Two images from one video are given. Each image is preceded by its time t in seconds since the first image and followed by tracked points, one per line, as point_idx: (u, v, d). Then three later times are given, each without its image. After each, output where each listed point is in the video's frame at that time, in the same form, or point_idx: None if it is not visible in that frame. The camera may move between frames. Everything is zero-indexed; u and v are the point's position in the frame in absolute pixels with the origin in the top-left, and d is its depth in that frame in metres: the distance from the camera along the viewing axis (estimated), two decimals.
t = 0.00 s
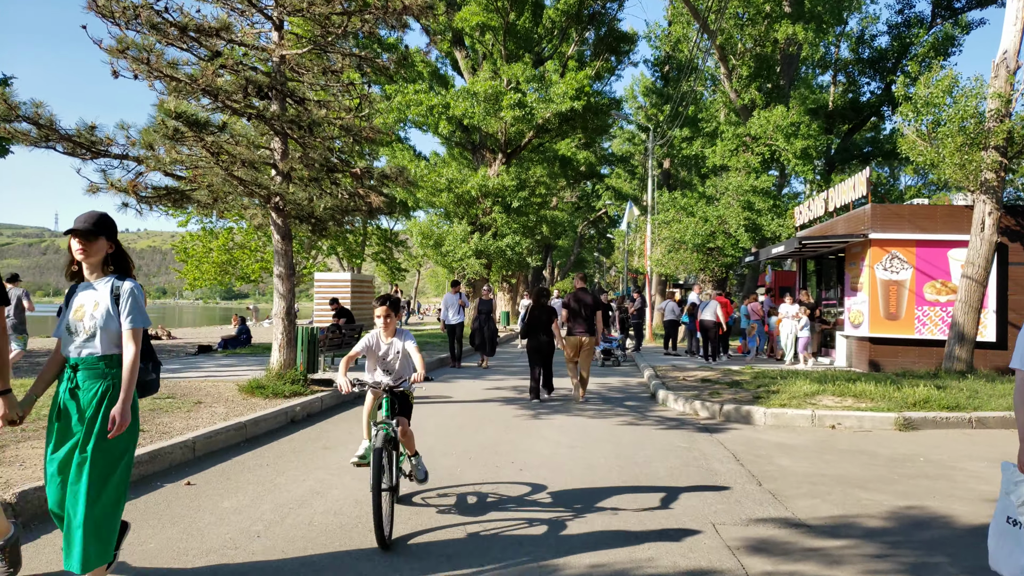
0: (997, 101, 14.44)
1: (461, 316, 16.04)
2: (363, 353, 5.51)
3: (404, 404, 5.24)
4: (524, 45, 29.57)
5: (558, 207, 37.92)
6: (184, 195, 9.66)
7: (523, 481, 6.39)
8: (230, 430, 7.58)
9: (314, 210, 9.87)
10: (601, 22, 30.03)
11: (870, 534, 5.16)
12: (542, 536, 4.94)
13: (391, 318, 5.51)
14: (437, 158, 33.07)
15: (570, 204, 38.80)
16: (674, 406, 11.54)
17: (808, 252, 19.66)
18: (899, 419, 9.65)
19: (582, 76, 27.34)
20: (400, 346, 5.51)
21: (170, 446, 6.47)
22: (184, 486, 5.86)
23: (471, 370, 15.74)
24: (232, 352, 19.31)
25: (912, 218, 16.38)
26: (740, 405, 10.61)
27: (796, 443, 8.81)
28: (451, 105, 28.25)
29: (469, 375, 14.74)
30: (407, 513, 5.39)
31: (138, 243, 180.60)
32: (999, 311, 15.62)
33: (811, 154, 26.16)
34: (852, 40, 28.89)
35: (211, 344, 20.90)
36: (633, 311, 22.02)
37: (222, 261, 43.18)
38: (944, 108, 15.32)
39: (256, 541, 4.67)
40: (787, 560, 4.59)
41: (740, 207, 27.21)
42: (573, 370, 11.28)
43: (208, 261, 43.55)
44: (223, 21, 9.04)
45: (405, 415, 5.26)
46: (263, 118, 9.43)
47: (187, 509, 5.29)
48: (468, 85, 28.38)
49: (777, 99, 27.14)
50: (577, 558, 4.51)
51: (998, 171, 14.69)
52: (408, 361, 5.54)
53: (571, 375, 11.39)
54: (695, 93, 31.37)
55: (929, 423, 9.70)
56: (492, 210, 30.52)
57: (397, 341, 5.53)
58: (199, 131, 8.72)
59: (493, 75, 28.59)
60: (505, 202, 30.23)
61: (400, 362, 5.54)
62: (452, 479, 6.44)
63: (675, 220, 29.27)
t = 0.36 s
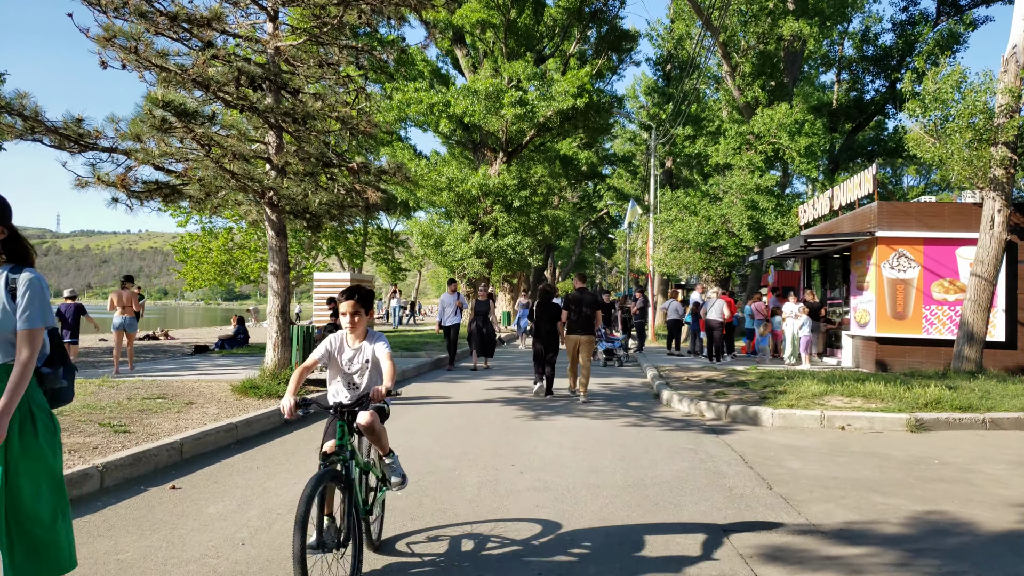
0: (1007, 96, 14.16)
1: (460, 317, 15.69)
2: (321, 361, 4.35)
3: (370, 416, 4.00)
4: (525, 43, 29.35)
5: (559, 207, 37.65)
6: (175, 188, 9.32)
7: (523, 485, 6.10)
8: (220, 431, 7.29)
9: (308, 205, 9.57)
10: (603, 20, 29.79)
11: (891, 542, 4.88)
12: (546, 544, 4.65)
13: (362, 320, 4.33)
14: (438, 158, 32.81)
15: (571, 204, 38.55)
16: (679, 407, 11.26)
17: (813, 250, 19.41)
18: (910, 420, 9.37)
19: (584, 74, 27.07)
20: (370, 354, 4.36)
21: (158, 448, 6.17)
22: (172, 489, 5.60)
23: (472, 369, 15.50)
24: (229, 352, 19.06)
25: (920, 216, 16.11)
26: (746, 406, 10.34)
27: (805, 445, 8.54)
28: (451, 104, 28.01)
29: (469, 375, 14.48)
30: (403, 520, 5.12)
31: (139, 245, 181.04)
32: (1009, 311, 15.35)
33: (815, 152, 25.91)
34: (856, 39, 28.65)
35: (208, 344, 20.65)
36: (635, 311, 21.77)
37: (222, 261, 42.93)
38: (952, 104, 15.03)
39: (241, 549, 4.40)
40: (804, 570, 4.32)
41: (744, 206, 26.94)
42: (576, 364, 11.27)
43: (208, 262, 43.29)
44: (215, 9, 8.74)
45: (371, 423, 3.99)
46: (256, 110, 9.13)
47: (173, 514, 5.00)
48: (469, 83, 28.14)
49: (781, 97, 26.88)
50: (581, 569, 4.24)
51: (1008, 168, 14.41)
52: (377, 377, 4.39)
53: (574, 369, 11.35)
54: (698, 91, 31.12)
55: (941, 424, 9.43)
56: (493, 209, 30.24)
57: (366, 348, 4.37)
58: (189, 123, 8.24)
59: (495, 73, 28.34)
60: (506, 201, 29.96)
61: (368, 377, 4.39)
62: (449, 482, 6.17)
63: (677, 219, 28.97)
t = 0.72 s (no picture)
0: (1014, 96, 13.82)
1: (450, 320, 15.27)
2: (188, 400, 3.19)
3: (239, 483, 2.82)
4: (524, 43, 29.09)
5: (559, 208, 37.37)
6: (157, 191, 9.04)
7: (512, 502, 5.80)
8: (197, 444, 6.98)
9: (296, 208, 9.30)
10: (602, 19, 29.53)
11: (902, 565, 4.58)
12: (533, 569, 4.35)
13: (251, 341, 3.19)
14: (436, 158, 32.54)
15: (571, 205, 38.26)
16: (678, 415, 10.95)
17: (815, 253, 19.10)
18: (916, 430, 9.07)
19: (583, 73, 26.77)
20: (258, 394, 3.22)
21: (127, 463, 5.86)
22: (140, 508, 5.30)
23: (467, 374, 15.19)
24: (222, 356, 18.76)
25: (925, 217, 15.80)
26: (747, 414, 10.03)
27: (809, 456, 8.23)
28: (449, 104, 27.73)
29: (464, 381, 14.18)
30: (382, 540, 4.82)
31: (139, 246, 181.14)
32: (1016, 315, 15.04)
33: (816, 153, 25.62)
34: (858, 38, 28.37)
35: (200, 348, 20.36)
36: (634, 314, 21.44)
37: (219, 263, 42.63)
38: (958, 103, 14.70)
39: None
40: None
41: (745, 207, 26.65)
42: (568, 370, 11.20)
43: (205, 264, 42.96)
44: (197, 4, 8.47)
45: (237, 496, 2.80)
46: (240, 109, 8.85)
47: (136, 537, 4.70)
48: (467, 83, 27.88)
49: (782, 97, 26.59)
50: None
51: (1015, 169, 13.99)
52: (267, 426, 3.27)
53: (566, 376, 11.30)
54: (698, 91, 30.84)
55: (948, 433, 9.12)
56: (491, 211, 29.94)
57: (256, 384, 3.25)
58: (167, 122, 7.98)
59: (493, 73, 28.07)
60: (505, 203, 29.67)
61: (255, 424, 3.26)
62: (435, 498, 5.87)
63: (677, 220, 28.67)
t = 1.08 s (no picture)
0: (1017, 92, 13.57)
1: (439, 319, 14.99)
2: None
3: None
4: (522, 41, 28.88)
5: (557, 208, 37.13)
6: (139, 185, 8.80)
7: (500, 507, 5.55)
8: (176, 445, 6.73)
9: (282, 202, 9.06)
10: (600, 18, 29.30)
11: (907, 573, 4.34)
12: None
13: None
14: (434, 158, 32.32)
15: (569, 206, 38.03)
16: (676, 416, 10.70)
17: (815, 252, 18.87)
18: (921, 431, 8.82)
19: (581, 72, 26.53)
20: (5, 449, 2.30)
21: (99, 466, 5.63)
22: (109, 513, 5.06)
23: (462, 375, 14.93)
24: (215, 356, 18.49)
25: (926, 215, 15.58)
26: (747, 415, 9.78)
27: (810, 458, 7.98)
28: (447, 103, 27.52)
29: (459, 382, 13.91)
30: (361, 547, 4.58)
31: (138, 248, 181.11)
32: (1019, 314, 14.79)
33: (816, 152, 25.39)
34: (858, 37, 28.15)
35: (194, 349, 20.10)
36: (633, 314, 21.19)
37: (217, 264, 42.36)
38: (960, 99, 14.45)
39: None
40: None
41: (745, 206, 26.43)
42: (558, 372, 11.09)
43: (202, 265, 42.67)
44: None
45: None
46: (223, 99, 8.62)
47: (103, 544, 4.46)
48: (464, 82, 27.67)
49: (782, 96, 26.37)
50: None
51: (1019, 167, 13.63)
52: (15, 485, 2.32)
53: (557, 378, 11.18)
54: (697, 91, 30.63)
55: (953, 435, 8.87)
56: (489, 211, 29.68)
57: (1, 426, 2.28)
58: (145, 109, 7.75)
59: (491, 71, 27.85)
60: (503, 202, 29.44)
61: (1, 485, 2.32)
62: (420, 502, 5.62)
63: (677, 220, 28.42)
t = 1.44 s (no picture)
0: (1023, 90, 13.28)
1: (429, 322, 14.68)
2: None
3: None
4: (521, 41, 28.62)
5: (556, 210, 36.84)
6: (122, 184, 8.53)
7: (490, 522, 5.26)
8: (154, 455, 6.45)
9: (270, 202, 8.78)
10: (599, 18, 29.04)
11: None
12: None
13: None
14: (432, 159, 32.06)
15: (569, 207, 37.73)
16: (676, 423, 10.40)
17: (817, 254, 18.58)
18: (928, 439, 8.54)
19: (581, 72, 26.25)
20: None
21: (67, 480, 5.34)
22: (74, 532, 4.78)
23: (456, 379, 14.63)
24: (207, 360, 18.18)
25: (930, 216, 15.32)
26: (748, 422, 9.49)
27: (814, 467, 7.69)
28: (444, 103, 27.27)
29: (453, 386, 13.61)
30: (338, 568, 4.30)
31: (138, 249, 180.91)
32: None
33: (817, 153, 25.13)
34: (860, 36, 27.88)
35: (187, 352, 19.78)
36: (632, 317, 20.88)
37: (215, 266, 42.06)
38: (965, 97, 14.16)
39: None
40: None
41: (745, 207, 26.14)
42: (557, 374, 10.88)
43: (199, 266, 42.36)
44: None
45: None
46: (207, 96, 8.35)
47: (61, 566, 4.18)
48: (462, 81, 27.40)
49: (782, 96, 26.10)
50: None
51: None
52: None
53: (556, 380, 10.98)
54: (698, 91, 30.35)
55: (962, 443, 8.58)
56: (487, 212, 29.38)
57: None
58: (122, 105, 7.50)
59: (489, 71, 27.59)
60: (501, 203, 29.16)
61: None
62: (404, 517, 5.34)
63: (677, 221, 28.15)
